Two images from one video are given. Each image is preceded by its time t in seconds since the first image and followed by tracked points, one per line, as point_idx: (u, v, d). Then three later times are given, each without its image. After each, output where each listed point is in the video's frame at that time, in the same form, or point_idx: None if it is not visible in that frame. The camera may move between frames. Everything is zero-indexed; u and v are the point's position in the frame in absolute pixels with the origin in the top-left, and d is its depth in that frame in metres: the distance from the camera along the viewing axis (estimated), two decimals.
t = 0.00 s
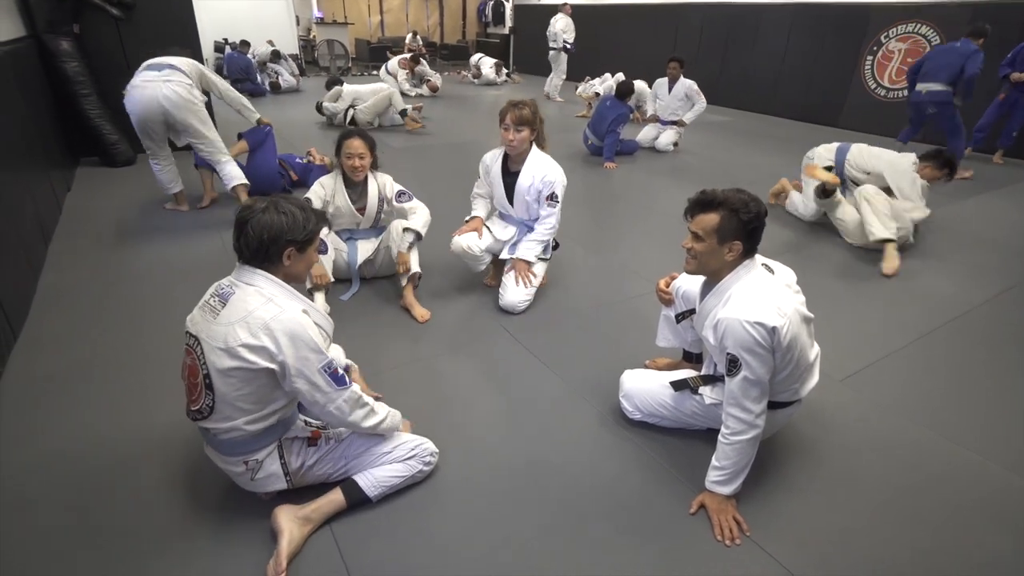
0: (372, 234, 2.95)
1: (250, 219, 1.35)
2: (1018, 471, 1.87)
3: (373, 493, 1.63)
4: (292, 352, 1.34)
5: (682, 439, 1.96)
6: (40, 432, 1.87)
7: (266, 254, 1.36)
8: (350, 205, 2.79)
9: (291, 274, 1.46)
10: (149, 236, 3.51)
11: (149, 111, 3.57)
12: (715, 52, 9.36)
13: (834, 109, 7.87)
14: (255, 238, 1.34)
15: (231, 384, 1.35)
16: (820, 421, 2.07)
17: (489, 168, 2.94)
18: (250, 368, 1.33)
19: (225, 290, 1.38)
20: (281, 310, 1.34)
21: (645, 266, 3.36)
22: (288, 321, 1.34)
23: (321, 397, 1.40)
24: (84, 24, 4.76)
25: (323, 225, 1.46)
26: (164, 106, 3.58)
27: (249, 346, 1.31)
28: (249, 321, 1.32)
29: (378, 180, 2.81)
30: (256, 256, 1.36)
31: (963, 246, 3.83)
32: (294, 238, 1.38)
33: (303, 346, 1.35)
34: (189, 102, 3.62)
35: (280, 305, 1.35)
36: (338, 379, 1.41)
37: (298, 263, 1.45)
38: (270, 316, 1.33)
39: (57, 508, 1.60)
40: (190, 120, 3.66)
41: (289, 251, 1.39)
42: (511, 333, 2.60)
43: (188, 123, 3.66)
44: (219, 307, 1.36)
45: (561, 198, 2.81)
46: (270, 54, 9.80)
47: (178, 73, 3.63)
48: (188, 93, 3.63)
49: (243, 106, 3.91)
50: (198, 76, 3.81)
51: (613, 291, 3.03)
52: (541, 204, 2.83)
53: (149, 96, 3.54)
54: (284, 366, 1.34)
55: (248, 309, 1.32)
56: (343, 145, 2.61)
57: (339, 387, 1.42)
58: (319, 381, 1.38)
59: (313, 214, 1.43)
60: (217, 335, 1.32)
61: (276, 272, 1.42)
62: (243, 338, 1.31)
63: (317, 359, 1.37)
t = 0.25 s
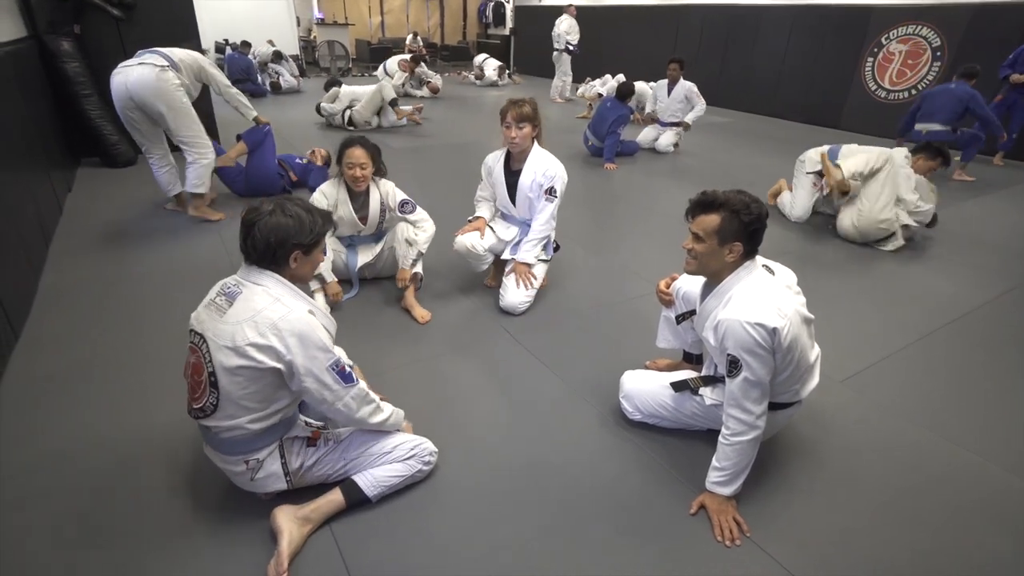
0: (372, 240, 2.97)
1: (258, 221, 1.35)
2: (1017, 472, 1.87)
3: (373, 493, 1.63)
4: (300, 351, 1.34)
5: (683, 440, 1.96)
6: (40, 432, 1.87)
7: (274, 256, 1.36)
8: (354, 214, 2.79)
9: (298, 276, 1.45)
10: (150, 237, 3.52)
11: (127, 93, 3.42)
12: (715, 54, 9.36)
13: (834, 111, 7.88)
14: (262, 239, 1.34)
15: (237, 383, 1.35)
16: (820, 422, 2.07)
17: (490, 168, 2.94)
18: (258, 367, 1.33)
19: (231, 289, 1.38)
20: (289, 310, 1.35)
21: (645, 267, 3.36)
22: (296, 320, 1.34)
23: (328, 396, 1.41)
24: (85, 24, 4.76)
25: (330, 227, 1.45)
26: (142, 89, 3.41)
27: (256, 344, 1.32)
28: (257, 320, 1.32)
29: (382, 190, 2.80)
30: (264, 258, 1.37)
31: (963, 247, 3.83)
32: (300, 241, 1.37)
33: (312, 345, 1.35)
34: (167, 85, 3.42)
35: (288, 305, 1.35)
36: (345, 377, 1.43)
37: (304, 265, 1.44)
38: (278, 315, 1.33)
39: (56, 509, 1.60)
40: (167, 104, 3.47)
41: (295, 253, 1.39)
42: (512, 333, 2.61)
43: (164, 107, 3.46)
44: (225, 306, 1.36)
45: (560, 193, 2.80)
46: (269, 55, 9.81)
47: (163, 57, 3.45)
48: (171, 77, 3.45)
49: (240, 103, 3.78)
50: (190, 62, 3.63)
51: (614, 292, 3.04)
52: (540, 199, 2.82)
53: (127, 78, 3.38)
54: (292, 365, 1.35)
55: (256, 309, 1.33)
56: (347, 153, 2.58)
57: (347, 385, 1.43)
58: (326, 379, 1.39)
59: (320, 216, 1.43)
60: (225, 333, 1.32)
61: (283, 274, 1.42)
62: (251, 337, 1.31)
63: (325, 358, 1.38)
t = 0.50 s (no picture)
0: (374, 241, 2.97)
1: (317, 226, 1.48)
2: (1018, 472, 1.87)
3: (374, 490, 1.63)
4: (342, 342, 1.41)
5: (684, 439, 1.96)
6: (41, 431, 1.87)
7: (327, 258, 1.48)
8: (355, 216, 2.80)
9: (347, 280, 1.56)
10: (151, 236, 3.52)
11: (123, 91, 3.36)
12: (717, 53, 9.35)
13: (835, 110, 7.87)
14: (320, 242, 1.46)
15: (277, 360, 1.40)
16: (820, 422, 2.07)
17: (490, 168, 2.94)
18: (299, 350, 1.39)
19: (287, 277, 1.48)
20: (338, 301, 1.44)
21: (646, 267, 3.36)
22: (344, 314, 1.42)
23: (362, 390, 1.46)
24: (86, 24, 4.77)
25: (381, 239, 1.56)
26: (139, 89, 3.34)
27: (303, 329, 1.39)
28: (308, 308, 1.40)
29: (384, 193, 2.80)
30: (318, 260, 1.48)
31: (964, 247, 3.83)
32: (353, 246, 1.49)
33: (355, 339, 1.42)
34: (162, 86, 3.35)
35: (338, 297, 1.45)
36: (382, 374, 1.49)
37: (354, 270, 1.55)
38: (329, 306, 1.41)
39: (58, 509, 1.60)
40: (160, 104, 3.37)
41: (347, 258, 1.50)
42: (512, 333, 2.60)
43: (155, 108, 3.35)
44: (281, 291, 1.44)
45: (560, 191, 2.79)
46: (269, 54, 9.80)
47: (162, 57, 3.42)
48: (167, 78, 3.39)
49: (247, 101, 3.76)
50: (191, 64, 3.61)
51: (614, 291, 3.04)
52: (539, 197, 2.81)
53: (124, 77, 3.33)
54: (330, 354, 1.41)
55: (312, 296, 1.41)
56: (348, 158, 2.58)
57: (382, 382, 1.49)
58: (361, 374, 1.44)
59: (374, 228, 1.54)
60: (278, 315, 1.40)
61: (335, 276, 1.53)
62: (302, 322, 1.38)
63: (363, 353, 1.44)
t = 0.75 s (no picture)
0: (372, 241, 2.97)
1: (409, 219, 1.63)
2: (1018, 471, 1.86)
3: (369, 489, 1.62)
4: (409, 327, 1.54)
5: (685, 438, 1.96)
6: (43, 431, 1.88)
7: (413, 250, 1.62)
8: (355, 214, 2.79)
9: (426, 274, 1.68)
10: (152, 236, 3.52)
11: (118, 89, 3.36)
12: (718, 52, 9.34)
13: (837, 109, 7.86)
14: (411, 233, 1.61)
15: (350, 312, 1.54)
16: (821, 421, 2.06)
17: (490, 167, 2.94)
18: (373, 311, 1.53)
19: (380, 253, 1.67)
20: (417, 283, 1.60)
21: (647, 266, 3.36)
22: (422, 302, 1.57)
23: (406, 374, 1.58)
24: (87, 24, 4.78)
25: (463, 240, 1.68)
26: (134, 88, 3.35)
27: (384, 304, 1.54)
28: (394, 286, 1.54)
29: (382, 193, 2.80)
30: (406, 250, 1.62)
31: (966, 246, 3.82)
32: (438, 242, 1.62)
33: (418, 327, 1.55)
34: (157, 86, 3.34)
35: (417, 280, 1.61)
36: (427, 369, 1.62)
37: (435, 266, 1.67)
38: (414, 291, 1.57)
39: (60, 508, 1.60)
40: (153, 104, 3.37)
41: (431, 252, 1.63)
42: (514, 332, 2.60)
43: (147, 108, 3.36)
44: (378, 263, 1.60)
45: (558, 190, 2.78)
46: (269, 53, 9.79)
47: (163, 58, 3.43)
48: (163, 79, 3.37)
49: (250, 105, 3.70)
50: (193, 66, 3.59)
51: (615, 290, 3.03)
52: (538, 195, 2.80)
53: (121, 75, 3.33)
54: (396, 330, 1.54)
55: (406, 278, 1.57)
56: (349, 158, 2.58)
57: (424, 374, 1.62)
58: (411, 361, 1.56)
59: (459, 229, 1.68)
60: (366, 282, 1.54)
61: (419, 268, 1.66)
62: (388, 297, 1.53)
63: (419, 343, 1.57)
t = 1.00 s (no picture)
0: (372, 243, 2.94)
1: (465, 218, 1.77)
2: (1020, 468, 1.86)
3: (334, 474, 1.63)
4: (434, 312, 1.58)
5: (687, 436, 1.96)
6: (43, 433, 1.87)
7: (464, 247, 1.75)
8: (355, 214, 2.80)
9: (475, 272, 1.81)
10: (153, 237, 3.52)
11: (112, 90, 3.35)
12: (717, 49, 9.33)
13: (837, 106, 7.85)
14: (464, 232, 1.75)
15: (382, 277, 1.66)
16: (823, 419, 2.06)
17: (489, 167, 2.94)
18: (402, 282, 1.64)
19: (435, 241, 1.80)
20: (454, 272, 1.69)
21: (648, 264, 3.36)
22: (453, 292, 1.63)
23: (417, 356, 1.60)
24: (86, 25, 4.77)
25: (514, 245, 1.79)
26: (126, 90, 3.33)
27: (416, 285, 1.62)
28: (431, 270, 1.63)
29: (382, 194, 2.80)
30: (459, 246, 1.76)
31: (966, 243, 3.82)
32: (489, 243, 1.74)
33: (440, 315, 1.59)
34: (149, 87, 3.32)
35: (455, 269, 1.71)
36: (439, 360, 1.62)
37: (484, 265, 1.79)
38: (449, 279, 1.64)
39: (62, 510, 1.60)
40: (145, 105, 3.35)
41: (480, 253, 1.75)
42: (514, 331, 2.60)
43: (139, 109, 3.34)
44: (430, 248, 1.72)
45: (558, 189, 2.77)
46: (264, 54, 9.76)
47: (157, 60, 3.41)
48: (156, 81, 3.35)
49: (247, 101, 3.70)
50: (189, 69, 3.58)
51: (615, 289, 3.03)
52: (538, 193, 2.80)
53: (114, 76, 3.33)
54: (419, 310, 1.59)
55: (448, 266, 1.67)
56: (349, 159, 2.58)
57: (436, 366, 1.62)
58: (424, 345, 1.59)
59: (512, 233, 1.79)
60: (408, 261, 1.66)
61: (466, 265, 1.79)
62: (423, 278, 1.62)
63: (437, 332, 1.59)
